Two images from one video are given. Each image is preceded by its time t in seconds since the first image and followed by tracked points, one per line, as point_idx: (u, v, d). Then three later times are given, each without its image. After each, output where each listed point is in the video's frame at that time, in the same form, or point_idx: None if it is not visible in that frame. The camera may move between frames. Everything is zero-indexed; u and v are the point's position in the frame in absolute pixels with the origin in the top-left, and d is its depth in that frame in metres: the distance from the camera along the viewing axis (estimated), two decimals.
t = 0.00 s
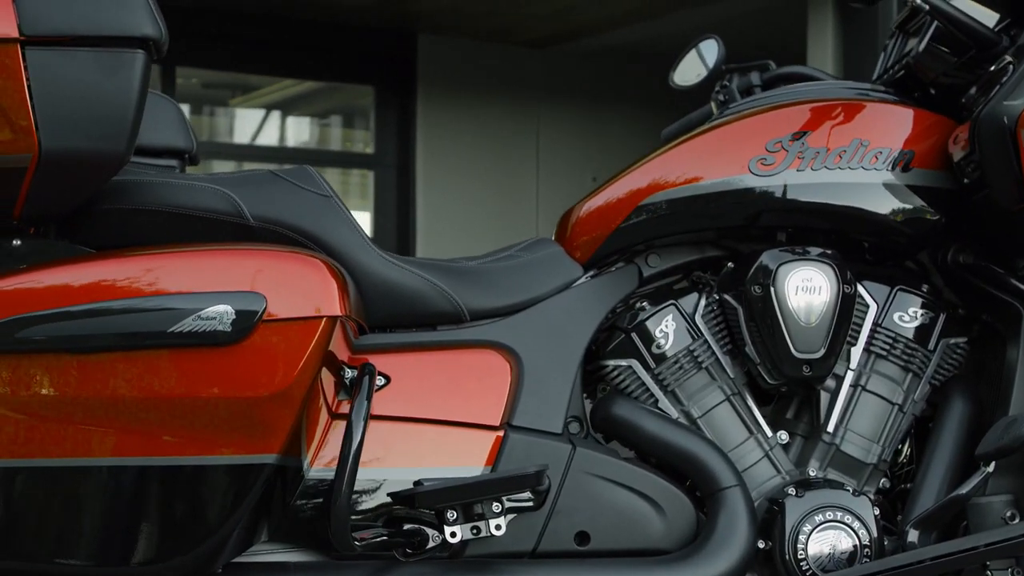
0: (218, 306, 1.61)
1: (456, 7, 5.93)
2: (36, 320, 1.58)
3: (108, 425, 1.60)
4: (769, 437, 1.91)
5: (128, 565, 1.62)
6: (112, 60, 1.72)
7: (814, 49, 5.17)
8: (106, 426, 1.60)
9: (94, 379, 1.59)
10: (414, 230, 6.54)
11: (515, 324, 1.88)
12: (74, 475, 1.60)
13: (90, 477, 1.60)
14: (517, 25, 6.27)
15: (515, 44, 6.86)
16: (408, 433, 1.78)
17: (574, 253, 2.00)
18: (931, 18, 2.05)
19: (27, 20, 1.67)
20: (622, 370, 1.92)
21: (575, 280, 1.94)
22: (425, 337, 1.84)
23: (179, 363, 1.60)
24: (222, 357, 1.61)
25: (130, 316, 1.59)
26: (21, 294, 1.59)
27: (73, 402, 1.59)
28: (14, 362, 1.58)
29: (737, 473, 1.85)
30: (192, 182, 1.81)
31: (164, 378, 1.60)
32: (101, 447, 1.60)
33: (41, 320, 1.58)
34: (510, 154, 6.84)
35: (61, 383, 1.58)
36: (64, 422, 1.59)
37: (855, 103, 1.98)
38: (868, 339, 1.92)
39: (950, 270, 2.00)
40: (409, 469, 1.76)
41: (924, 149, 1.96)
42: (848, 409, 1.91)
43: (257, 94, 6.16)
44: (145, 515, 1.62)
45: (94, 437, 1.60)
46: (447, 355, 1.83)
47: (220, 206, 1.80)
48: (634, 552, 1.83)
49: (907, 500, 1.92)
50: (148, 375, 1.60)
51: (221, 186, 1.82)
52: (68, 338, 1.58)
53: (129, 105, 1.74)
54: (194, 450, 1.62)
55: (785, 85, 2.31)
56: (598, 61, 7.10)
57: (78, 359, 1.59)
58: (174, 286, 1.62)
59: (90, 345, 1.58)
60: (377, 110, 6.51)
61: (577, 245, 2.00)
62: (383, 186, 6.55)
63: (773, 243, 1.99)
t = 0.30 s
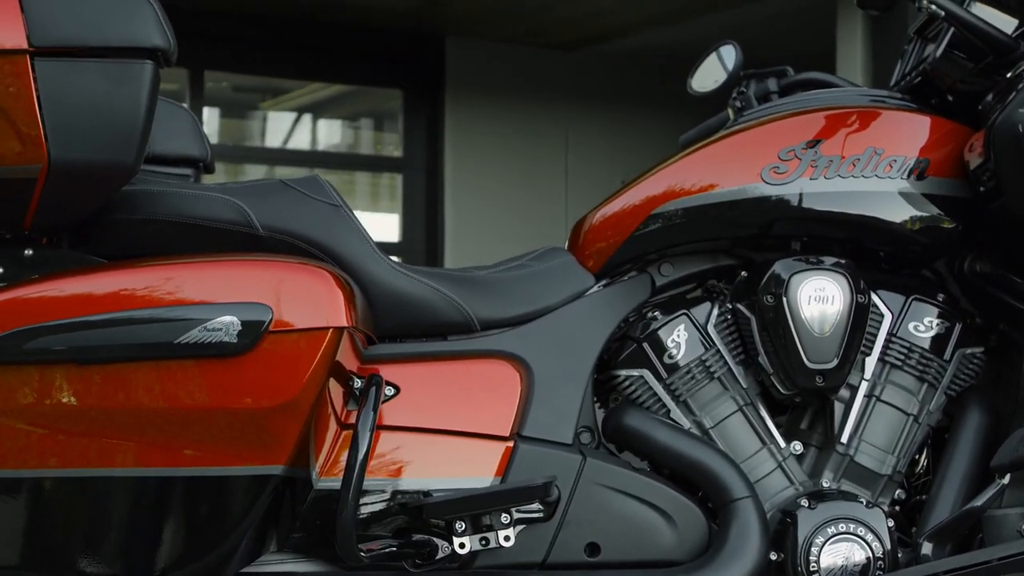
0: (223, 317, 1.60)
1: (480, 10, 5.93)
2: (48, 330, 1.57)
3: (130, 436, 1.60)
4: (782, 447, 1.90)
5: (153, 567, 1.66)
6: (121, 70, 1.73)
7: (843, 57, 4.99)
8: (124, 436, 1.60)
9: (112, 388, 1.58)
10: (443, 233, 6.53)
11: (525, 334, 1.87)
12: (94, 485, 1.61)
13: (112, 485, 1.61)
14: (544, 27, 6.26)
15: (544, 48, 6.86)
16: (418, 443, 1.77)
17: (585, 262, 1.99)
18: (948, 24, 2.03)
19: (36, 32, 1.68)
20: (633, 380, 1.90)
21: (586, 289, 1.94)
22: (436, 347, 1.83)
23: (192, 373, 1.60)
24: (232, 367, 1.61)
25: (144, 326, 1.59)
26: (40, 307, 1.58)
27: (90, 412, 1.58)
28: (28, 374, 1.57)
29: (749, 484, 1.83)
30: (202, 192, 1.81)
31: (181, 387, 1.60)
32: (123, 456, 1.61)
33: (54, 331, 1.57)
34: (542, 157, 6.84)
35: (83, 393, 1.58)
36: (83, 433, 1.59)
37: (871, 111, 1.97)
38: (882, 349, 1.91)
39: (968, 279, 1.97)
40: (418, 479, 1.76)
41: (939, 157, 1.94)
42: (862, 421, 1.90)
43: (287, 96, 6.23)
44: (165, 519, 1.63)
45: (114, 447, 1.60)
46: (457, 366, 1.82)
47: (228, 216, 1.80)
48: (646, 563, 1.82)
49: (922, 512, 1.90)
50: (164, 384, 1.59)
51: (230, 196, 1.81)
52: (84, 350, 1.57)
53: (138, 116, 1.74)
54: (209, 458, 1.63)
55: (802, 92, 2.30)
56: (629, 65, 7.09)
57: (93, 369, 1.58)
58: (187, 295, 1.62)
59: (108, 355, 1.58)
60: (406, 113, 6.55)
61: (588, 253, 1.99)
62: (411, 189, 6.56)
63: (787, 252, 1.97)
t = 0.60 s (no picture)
0: (229, 328, 1.60)
1: (508, 17, 5.93)
2: (56, 342, 1.56)
3: (149, 450, 1.61)
4: (795, 459, 1.88)
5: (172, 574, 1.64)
6: (130, 81, 1.73)
7: (871, 63, 5.15)
8: (141, 447, 1.61)
9: (123, 399, 1.58)
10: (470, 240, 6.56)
11: (535, 345, 1.86)
12: (109, 497, 1.60)
13: (131, 497, 1.61)
14: (572, 33, 6.26)
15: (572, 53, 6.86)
16: (428, 454, 1.76)
17: (598, 272, 1.98)
18: (964, 31, 2.01)
19: (45, 43, 1.69)
20: (645, 392, 1.90)
21: (597, 300, 1.93)
22: (447, 359, 1.83)
23: (200, 385, 1.60)
24: (239, 378, 1.61)
25: (151, 337, 1.59)
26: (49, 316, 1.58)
27: (103, 423, 1.58)
28: (40, 386, 1.56)
29: (760, 496, 1.82)
30: (212, 203, 1.81)
31: (191, 398, 1.60)
32: (144, 468, 1.61)
33: (62, 341, 1.56)
34: (569, 163, 6.86)
35: (101, 404, 1.58)
36: (98, 444, 1.59)
37: (885, 119, 1.95)
38: (896, 360, 1.89)
39: (984, 289, 1.96)
40: (428, 490, 1.74)
41: (954, 166, 1.92)
42: (876, 432, 1.88)
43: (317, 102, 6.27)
44: (185, 530, 1.63)
45: (134, 460, 1.61)
46: (467, 376, 1.82)
47: (239, 226, 1.80)
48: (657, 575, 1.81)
49: (937, 524, 1.89)
50: (176, 395, 1.59)
51: (240, 206, 1.81)
52: (94, 361, 1.57)
53: (147, 126, 1.75)
54: (219, 469, 1.63)
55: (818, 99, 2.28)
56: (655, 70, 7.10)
57: (103, 381, 1.58)
58: (196, 305, 1.62)
59: (119, 364, 1.57)
60: (434, 119, 6.57)
61: (601, 264, 1.98)
62: (438, 194, 6.59)
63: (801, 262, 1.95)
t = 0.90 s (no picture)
0: (235, 340, 1.60)
1: (533, 24, 5.94)
2: (66, 353, 1.58)
3: (170, 464, 1.62)
4: (807, 471, 1.87)
5: None
6: (139, 93, 1.74)
7: (900, 67, 5.13)
8: (158, 462, 1.62)
9: (137, 413, 1.59)
10: (497, 248, 6.56)
11: (545, 357, 1.85)
12: (126, 507, 1.62)
13: (157, 509, 1.62)
14: (598, 40, 6.27)
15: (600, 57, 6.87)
16: (436, 467, 1.76)
17: (610, 282, 1.97)
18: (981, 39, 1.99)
19: (53, 55, 1.69)
20: (656, 404, 1.89)
21: (609, 311, 1.92)
22: (455, 371, 1.83)
23: (210, 397, 1.60)
24: (246, 391, 1.60)
25: (160, 349, 1.59)
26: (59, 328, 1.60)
27: (118, 436, 1.59)
28: (55, 397, 1.58)
29: (771, 509, 1.81)
30: (222, 214, 1.81)
31: (202, 410, 1.60)
32: (166, 481, 1.62)
33: (70, 354, 1.58)
34: (598, 169, 6.86)
35: (123, 415, 1.59)
36: (119, 459, 1.61)
37: (900, 129, 1.94)
38: (910, 372, 1.88)
39: (999, 300, 1.94)
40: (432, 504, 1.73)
41: (968, 177, 1.91)
42: (889, 444, 1.87)
43: (344, 108, 6.33)
44: (207, 541, 1.64)
45: (157, 475, 1.62)
46: (477, 389, 1.81)
47: (249, 238, 1.80)
48: None
49: (949, 538, 1.88)
50: (188, 407, 1.60)
51: (250, 217, 1.82)
52: (105, 372, 1.58)
53: (156, 138, 1.75)
54: (237, 480, 1.64)
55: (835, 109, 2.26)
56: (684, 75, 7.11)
57: (116, 393, 1.59)
58: (203, 319, 1.63)
59: (129, 376, 1.58)
60: (461, 125, 6.61)
61: (612, 274, 1.97)
62: (465, 200, 6.63)
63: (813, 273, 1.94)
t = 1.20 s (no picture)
0: (240, 356, 1.61)
1: (556, 31, 5.97)
2: (73, 367, 1.60)
3: (191, 481, 1.62)
4: (817, 485, 1.86)
5: None
6: (148, 108, 1.74)
7: (926, 71, 5.13)
8: (173, 477, 1.62)
9: (148, 427, 1.61)
10: (522, 253, 6.68)
11: (554, 370, 1.85)
12: (145, 521, 1.62)
13: (175, 523, 1.63)
14: (622, 46, 6.30)
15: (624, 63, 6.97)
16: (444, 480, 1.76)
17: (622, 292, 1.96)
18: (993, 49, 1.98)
19: (62, 70, 1.70)
20: (665, 417, 1.88)
21: (618, 324, 1.91)
22: (464, 385, 1.83)
23: (216, 413, 1.61)
24: (252, 406, 1.61)
25: (177, 363, 1.61)
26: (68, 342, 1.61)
27: (132, 449, 1.61)
28: (68, 412, 1.60)
29: (781, 524, 1.80)
30: (231, 228, 1.82)
31: (212, 424, 1.61)
32: (186, 497, 1.63)
33: (77, 368, 1.60)
34: (620, 172, 6.98)
35: (142, 426, 1.61)
36: (136, 474, 1.62)
37: (913, 140, 1.92)
38: (922, 385, 1.87)
39: (1012, 312, 1.92)
40: (440, 518, 1.74)
41: (981, 188, 1.89)
42: (900, 458, 1.86)
43: (369, 113, 6.44)
44: (228, 552, 1.64)
45: (176, 491, 1.63)
46: (484, 402, 1.81)
47: (257, 252, 1.80)
48: None
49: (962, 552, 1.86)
50: (197, 421, 1.61)
51: (259, 231, 1.82)
52: (115, 387, 1.60)
53: (164, 153, 1.75)
54: (250, 495, 1.64)
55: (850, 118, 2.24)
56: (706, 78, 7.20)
57: (126, 407, 1.61)
58: (209, 337, 1.63)
59: (137, 391, 1.60)
60: (485, 131, 6.71)
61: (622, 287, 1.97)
62: (490, 205, 6.73)
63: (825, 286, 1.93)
